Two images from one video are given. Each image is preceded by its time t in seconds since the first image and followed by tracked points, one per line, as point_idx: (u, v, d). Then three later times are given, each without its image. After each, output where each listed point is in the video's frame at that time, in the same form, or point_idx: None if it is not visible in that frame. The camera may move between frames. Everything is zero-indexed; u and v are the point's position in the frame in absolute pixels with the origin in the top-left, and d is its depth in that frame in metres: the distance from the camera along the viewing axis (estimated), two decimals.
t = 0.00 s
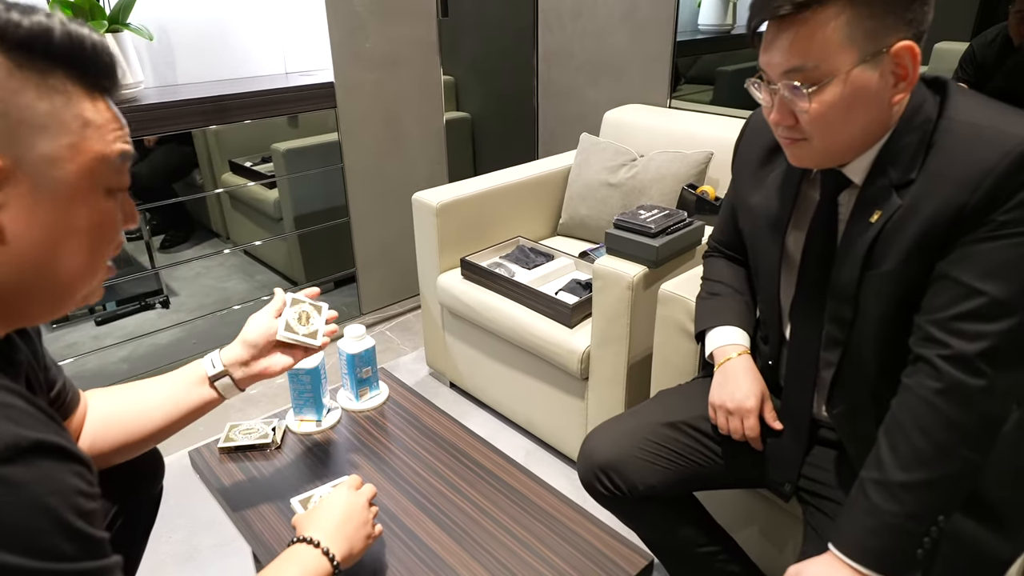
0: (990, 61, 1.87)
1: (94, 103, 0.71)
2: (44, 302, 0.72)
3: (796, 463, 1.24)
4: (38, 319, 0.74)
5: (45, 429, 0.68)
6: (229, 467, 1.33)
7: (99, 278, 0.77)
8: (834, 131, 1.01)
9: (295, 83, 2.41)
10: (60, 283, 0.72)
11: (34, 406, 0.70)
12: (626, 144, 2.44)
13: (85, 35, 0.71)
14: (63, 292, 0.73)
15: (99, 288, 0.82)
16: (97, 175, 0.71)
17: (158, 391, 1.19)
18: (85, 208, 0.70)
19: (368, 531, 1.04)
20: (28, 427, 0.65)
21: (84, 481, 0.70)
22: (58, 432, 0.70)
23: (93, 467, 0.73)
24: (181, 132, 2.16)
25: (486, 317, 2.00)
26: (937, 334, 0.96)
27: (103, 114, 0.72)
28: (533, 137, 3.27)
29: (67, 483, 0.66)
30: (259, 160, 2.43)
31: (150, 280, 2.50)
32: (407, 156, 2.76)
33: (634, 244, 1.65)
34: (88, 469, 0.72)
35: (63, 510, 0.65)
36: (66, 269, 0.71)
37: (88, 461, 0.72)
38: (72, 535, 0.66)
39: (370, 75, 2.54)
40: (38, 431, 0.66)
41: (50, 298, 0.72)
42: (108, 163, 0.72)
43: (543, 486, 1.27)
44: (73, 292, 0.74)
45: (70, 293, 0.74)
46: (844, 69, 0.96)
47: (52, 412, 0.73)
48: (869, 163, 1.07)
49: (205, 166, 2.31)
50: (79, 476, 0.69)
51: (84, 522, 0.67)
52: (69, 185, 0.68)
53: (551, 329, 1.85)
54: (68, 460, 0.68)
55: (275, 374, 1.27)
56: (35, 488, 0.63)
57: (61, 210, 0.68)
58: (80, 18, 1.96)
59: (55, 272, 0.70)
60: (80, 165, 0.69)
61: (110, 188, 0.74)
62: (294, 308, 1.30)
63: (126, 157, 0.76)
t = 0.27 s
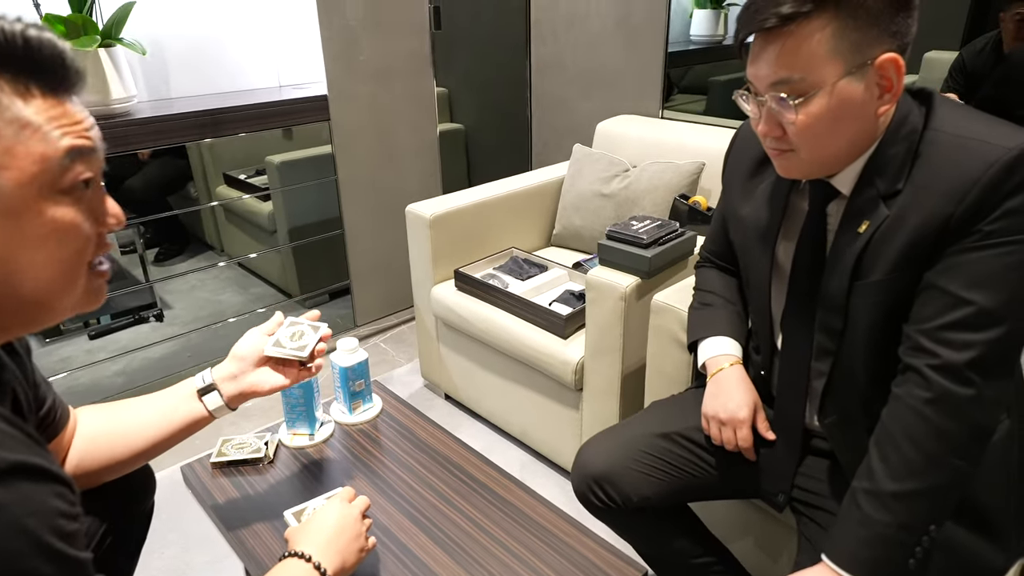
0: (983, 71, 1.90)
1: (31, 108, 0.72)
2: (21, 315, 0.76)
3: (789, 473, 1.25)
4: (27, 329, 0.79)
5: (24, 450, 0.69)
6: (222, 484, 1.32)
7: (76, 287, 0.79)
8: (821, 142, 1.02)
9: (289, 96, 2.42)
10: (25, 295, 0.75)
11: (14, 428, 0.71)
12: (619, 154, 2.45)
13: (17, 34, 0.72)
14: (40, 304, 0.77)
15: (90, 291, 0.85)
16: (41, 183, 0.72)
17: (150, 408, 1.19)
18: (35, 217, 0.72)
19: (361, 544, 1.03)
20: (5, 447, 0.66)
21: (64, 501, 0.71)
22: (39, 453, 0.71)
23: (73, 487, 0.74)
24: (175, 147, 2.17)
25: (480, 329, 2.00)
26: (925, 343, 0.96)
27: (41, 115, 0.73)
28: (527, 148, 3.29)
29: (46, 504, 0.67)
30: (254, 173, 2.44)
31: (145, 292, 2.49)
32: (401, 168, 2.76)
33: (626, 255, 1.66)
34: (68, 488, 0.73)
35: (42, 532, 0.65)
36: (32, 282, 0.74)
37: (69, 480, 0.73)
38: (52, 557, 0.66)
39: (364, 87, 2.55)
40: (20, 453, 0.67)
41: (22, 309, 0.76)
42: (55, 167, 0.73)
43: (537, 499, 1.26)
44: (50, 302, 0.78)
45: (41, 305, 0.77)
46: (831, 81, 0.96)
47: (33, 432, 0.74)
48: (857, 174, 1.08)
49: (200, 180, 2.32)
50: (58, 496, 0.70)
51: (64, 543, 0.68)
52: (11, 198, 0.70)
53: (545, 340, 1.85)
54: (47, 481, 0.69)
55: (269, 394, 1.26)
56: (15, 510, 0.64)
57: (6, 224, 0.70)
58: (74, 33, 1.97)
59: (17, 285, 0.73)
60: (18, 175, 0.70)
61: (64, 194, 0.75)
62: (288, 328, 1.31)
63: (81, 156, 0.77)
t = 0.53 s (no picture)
0: (971, 78, 1.92)
1: (30, 129, 0.73)
2: (8, 334, 0.76)
3: (782, 478, 1.25)
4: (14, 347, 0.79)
5: (17, 466, 0.69)
6: (216, 494, 1.32)
7: (67, 308, 0.80)
8: (809, 148, 1.03)
9: (284, 105, 2.43)
10: (13, 314, 0.75)
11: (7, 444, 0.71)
12: (612, 161, 2.46)
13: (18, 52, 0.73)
14: (26, 323, 0.77)
15: (84, 312, 0.85)
16: (37, 204, 0.73)
17: (145, 422, 1.18)
18: (27, 239, 0.72)
19: (356, 553, 1.03)
20: None
21: (57, 517, 0.71)
22: (32, 469, 0.71)
23: (65, 502, 0.75)
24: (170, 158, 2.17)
25: (474, 336, 2.00)
26: (914, 348, 0.97)
27: (40, 138, 0.73)
28: (521, 155, 3.30)
29: (38, 520, 0.68)
30: (248, 182, 2.47)
31: (140, 301, 2.55)
32: (395, 175, 2.77)
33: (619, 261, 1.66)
34: (60, 504, 0.73)
35: (34, 546, 0.66)
36: (20, 302, 0.74)
37: (61, 496, 0.74)
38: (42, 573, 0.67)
39: (358, 96, 2.56)
40: (15, 468, 0.68)
41: (11, 327, 0.76)
42: (51, 189, 0.74)
43: (532, 506, 1.27)
44: (39, 322, 0.78)
45: (31, 324, 0.77)
46: (818, 87, 0.97)
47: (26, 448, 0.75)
48: (846, 179, 1.09)
49: (194, 188, 2.33)
50: (50, 512, 0.70)
51: (55, 559, 0.69)
52: (2, 219, 0.70)
53: (539, 347, 1.85)
54: (39, 497, 0.70)
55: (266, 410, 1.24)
56: (7, 526, 0.64)
57: None
58: (68, 43, 1.97)
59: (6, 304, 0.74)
60: (12, 196, 0.71)
61: (59, 215, 0.75)
62: (283, 341, 1.30)
63: (78, 178, 0.77)
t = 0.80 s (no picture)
0: (963, 83, 1.93)
1: (31, 137, 0.73)
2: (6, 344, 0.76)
3: (779, 484, 1.25)
4: (11, 358, 0.78)
5: (14, 479, 0.69)
6: (212, 503, 1.32)
7: (67, 319, 0.79)
8: (805, 152, 1.03)
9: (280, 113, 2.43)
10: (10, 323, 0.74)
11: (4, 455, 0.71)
12: (608, 167, 2.46)
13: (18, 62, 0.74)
14: (24, 333, 0.76)
15: (82, 323, 0.84)
16: (39, 210, 0.72)
17: (144, 433, 1.18)
18: (27, 247, 0.72)
19: (356, 562, 1.02)
20: None
21: (53, 529, 0.71)
22: (29, 482, 0.71)
23: (62, 514, 0.74)
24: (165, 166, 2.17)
25: (471, 342, 2.00)
26: (910, 353, 0.97)
27: (42, 145, 0.73)
28: (518, 162, 3.30)
29: (34, 533, 0.67)
30: (244, 190, 2.48)
31: (135, 309, 2.54)
32: (391, 183, 2.77)
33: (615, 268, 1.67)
34: (57, 516, 0.73)
35: (30, 560, 0.66)
36: (21, 310, 0.74)
37: (58, 508, 0.73)
38: None
39: (354, 103, 2.56)
40: (11, 480, 0.68)
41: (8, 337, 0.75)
42: (53, 196, 0.73)
43: (529, 513, 1.26)
44: (38, 332, 0.77)
45: (29, 334, 0.77)
46: (814, 91, 0.98)
47: (23, 460, 0.75)
48: (841, 185, 1.09)
49: (190, 195, 2.33)
50: (47, 524, 0.70)
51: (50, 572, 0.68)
52: (4, 226, 0.70)
53: (536, 353, 1.85)
54: (36, 509, 0.69)
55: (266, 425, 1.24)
56: (3, 539, 0.64)
57: None
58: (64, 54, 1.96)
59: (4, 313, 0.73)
60: (14, 202, 0.70)
61: (61, 223, 0.75)
62: (285, 357, 1.28)
63: (79, 186, 0.77)
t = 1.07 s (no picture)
0: (960, 87, 1.94)
1: (33, 142, 0.73)
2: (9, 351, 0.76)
3: (780, 489, 1.25)
4: (13, 365, 0.78)
5: (15, 487, 0.69)
6: (213, 510, 1.31)
7: (69, 325, 0.79)
8: (802, 158, 1.04)
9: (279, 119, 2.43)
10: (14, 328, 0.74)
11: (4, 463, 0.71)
12: (607, 172, 2.47)
13: (22, 68, 0.74)
14: (28, 339, 0.76)
15: (83, 330, 0.84)
16: (42, 215, 0.72)
17: (146, 442, 1.18)
18: (31, 253, 0.72)
19: (358, 568, 1.02)
20: None
21: (54, 537, 0.70)
22: (30, 490, 0.71)
23: (63, 523, 0.74)
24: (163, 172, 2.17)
25: (470, 347, 2.00)
26: (910, 357, 0.97)
27: (45, 149, 0.73)
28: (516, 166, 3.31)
29: (35, 541, 0.67)
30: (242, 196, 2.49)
31: (134, 315, 2.57)
32: (390, 188, 2.77)
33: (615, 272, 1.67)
34: (58, 525, 0.73)
35: (29, 569, 0.65)
36: (23, 316, 0.74)
37: (59, 516, 0.73)
38: None
39: (353, 108, 2.57)
40: (11, 489, 0.67)
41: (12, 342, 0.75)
42: (56, 201, 0.73)
43: (530, 518, 1.26)
44: (40, 338, 0.77)
45: (33, 339, 0.77)
46: (811, 98, 0.98)
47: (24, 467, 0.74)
48: (840, 189, 1.09)
49: (188, 201, 2.33)
50: (47, 533, 0.69)
51: None
52: (8, 232, 0.70)
53: (536, 358, 1.85)
54: (37, 518, 0.69)
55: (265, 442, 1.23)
56: (3, 548, 0.64)
57: None
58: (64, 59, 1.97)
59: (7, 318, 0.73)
60: (16, 206, 0.70)
61: (64, 228, 0.75)
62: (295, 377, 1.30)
63: (82, 191, 0.77)
